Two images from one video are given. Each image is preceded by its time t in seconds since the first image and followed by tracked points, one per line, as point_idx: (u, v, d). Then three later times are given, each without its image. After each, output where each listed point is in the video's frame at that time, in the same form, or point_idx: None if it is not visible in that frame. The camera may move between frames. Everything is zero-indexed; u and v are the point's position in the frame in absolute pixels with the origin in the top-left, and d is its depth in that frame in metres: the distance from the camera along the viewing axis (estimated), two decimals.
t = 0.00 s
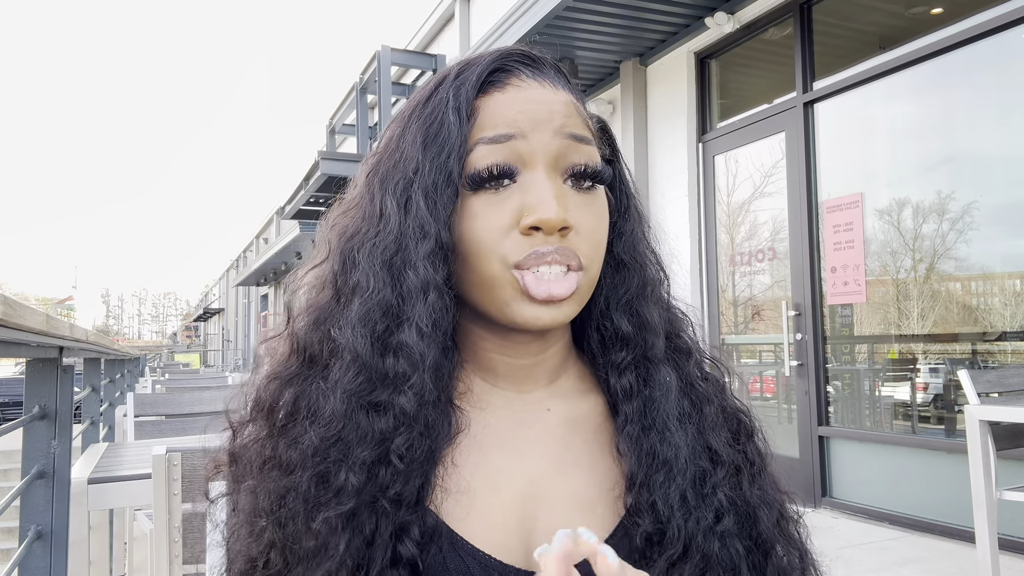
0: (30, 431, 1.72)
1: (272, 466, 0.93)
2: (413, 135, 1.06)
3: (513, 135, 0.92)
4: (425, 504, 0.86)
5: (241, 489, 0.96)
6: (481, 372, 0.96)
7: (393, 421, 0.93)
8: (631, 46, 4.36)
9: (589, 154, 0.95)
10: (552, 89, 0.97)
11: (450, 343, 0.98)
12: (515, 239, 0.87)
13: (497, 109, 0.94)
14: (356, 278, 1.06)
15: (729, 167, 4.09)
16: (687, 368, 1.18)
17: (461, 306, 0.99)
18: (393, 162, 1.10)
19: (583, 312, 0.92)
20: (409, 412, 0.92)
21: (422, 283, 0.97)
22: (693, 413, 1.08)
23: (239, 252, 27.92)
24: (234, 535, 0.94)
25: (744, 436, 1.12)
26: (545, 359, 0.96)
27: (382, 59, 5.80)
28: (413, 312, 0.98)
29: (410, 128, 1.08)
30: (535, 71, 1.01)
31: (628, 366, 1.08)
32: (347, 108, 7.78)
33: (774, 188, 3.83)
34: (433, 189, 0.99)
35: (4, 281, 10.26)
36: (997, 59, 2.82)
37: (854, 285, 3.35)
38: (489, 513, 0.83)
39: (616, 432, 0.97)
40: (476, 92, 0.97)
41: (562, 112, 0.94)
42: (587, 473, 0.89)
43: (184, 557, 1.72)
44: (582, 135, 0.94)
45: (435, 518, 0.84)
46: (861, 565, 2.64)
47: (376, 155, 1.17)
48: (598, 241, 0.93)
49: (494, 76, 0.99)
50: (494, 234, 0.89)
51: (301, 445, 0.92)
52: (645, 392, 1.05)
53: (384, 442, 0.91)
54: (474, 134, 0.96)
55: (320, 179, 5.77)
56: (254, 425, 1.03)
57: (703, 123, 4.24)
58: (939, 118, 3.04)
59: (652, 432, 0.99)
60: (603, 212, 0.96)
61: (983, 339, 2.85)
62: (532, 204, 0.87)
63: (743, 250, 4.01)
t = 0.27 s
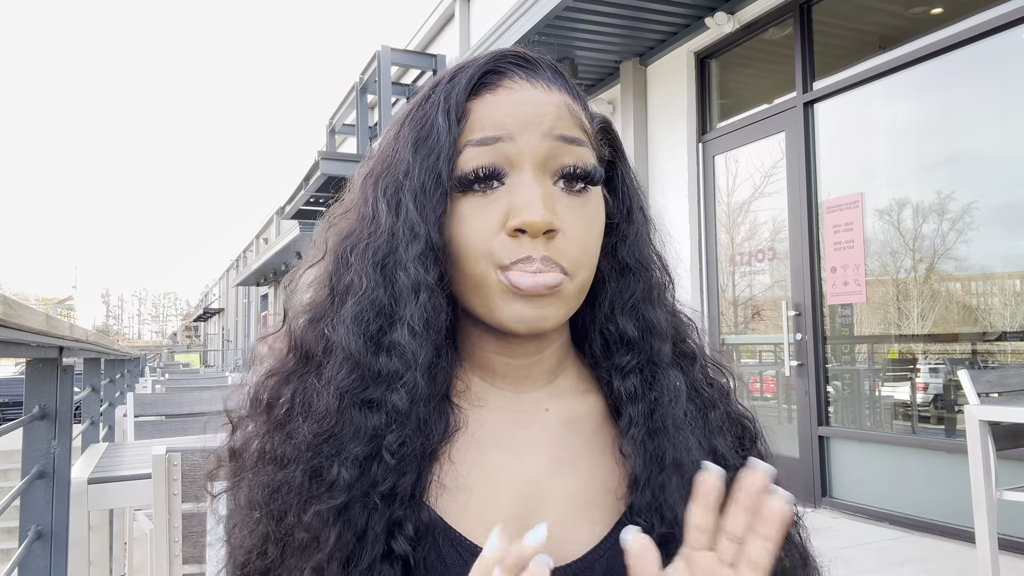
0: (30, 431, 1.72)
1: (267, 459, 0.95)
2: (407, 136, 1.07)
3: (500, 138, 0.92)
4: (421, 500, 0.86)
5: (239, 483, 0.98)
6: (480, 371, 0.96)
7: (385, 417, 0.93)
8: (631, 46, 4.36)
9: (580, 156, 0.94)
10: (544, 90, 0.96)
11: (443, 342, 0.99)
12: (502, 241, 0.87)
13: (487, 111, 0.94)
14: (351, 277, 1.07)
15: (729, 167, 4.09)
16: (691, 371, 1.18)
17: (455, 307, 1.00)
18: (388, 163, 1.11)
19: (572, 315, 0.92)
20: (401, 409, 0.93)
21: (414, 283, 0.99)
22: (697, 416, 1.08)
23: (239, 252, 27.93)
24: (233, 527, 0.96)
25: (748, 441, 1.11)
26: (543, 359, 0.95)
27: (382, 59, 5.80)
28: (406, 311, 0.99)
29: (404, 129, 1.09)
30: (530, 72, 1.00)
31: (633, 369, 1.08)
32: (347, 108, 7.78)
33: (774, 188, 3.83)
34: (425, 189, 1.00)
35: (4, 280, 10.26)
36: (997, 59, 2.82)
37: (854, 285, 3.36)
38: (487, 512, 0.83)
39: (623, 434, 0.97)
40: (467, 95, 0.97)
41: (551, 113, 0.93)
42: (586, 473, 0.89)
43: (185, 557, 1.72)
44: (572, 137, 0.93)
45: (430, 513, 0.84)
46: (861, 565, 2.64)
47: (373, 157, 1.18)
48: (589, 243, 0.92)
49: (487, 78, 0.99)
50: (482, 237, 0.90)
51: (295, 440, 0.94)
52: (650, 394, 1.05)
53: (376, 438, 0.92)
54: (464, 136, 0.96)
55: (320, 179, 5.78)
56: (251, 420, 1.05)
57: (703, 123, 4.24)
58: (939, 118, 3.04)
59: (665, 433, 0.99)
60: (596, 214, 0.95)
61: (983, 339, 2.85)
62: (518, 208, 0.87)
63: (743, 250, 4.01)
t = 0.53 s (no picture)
0: (30, 431, 1.72)
1: (269, 467, 0.94)
2: (406, 140, 1.06)
3: (502, 140, 0.92)
4: (424, 502, 0.86)
5: (240, 491, 0.97)
6: (482, 372, 0.96)
7: (386, 424, 0.93)
8: (631, 46, 4.36)
9: (581, 156, 0.94)
10: (544, 90, 0.96)
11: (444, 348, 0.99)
12: (507, 243, 0.87)
13: (486, 113, 0.94)
14: (352, 282, 1.07)
15: (729, 167, 4.09)
16: (694, 369, 1.18)
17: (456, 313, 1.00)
18: (388, 167, 1.11)
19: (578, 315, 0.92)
20: (402, 416, 0.92)
21: (415, 288, 0.99)
22: (702, 414, 1.08)
23: (239, 252, 27.99)
24: (236, 535, 0.95)
25: (751, 441, 1.12)
26: (546, 360, 0.95)
27: (382, 59, 5.81)
28: (408, 317, 0.99)
29: (404, 133, 1.08)
30: (529, 72, 1.00)
31: (637, 368, 1.09)
32: (347, 108, 7.79)
33: (774, 188, 3.83)
34: (425, 193, 1.00)
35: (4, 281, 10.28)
36: (997, 59, 2.82)
37: (854, 285, 3.35)
38: (490, 513, 0.83)
39: (631, 432, 0.98)
40: (466, 97, 0.97)
41: (552, 114, 0.93)
42: (587, 472, 0.89)
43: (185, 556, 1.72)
44: (573, 137, 0.94)
45: (433, 516, 0.84)
46: (861, 565, 2.64)
47: (373, 162, 1.18)
48: (593, 241, 0.92)
49: (486, 79, 0.99)
50: (485, 239, 0.90)
51: (296, 446, 0.93)
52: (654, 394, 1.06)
53: (377, 445, 0.92)
54: (465, 138, 0.96)
55: (320, 179, 5.78)
56: (252, 426, 1.04)
57: (703, 123, 4.24)
58: (939, 118, 3.04)
59: (667, 435, 1.01)
60: (599, 213, 0.95)
61: (983, 339, 2.85)
62: (523, 209, 0.87)
63: (743, 250, 4.01)
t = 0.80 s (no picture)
0: (30, 431, 1.72)
1: (271, 469, 0.94)
2: (401, 139, 1.06)
3: (494, 137, 0.92)
4: (425, 504, 0.86)
5: (240, 494, 0.97)
6: (480, 373, 0.96)
7: (389, 423, 0.93)
8: (631, 46, 4.36)
9: (575, 152, 0.94)
10: (536, 87, 0.96)
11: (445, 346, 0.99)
12: (500, 239, 0.88)
13: (479, 111, 0.95)
14: (350, 282, 1.06)
15: (729, 167, 4.08)
16: (694, 367, 1.18)
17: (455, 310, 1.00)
18: (383, 167, 1.11)
19: (574, 310, 0.92)
20: (406, 414, 0.93)
21: (414, 286, 0.98)
22: (703, 412, 1.08)
23: (239, 252, 28.00)
24: (236, 538, 0.95)
25: (751, 438, 1.12)
26: (543, 359, 0.95)
27: (382, 59, 5.80)
28: (407, 315, 0.99)
29: (398, 132, 1.08)
30: (520, 71, 1.00)
31: (637, 366, 1.09)
32: (347, 108, 7.79)
33: (774, 188, 3.83)
34: (420, 191, 1.00)
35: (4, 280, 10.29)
36: (998, 60, 2.81)
37: (855, 285, 3.35)
38: (489, 515, 0.83)
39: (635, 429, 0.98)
40: (459, 95, 0.97)
41: (545, 110, 0.93)
42: (587, 473, 0.89)
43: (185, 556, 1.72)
44: (566, 133, 0.94)
45: (434, 517, 0.84)
46: (861, 565, 2.64)
47: (367, 162, 1.18)
48: (589, 237, 0.92)
49: (478, 77, 0.99)
50: (479, 236, 0.90)
51: (298, 447, 0.93)
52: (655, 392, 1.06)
53: (381, 444, 0.92)
54: (458, 136, 0.96)
55: (320, 179, 5.78)
56: (250, 428, 1.03)
57: (703, 123, 4.24)
58: (939, 118, 3.04)
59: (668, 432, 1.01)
60: (594, 209, 0.95)
61: (983, 339, 2.85)
62: (516, 204, 0.87)
63: (743, 250, 4.01)
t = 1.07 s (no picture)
0: (31, 431, 1.72)
1: (265, 475, 0.95)
2: (399, 141, 1.06)
3: (495, 140, 0.92)
4: (424, 505, 0.86)
5: (235, 498, 0.98)
6: (477, 375, 0.96)
7: (382, 430, 0.94)
8: (631, 46, 4.36)
9: (575, 157, 0.94)
10: (538, 91, 0.96)
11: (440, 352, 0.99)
12: (499, 247, 0.88)
13: (479, 114, 0.94)
14: (346, 287, 1.07)
15: (729, 167, 4.08)
16: (694, 369, 1.18)
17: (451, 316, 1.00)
18: (381, 169, 1.11)
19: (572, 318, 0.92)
20: (399, 421, 0.94)
21: (409, 293, 0.99)
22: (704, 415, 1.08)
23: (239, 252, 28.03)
24: (233, 542, 0.96)
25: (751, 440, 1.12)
26: (541, 361, 0.95)
27: (382, 59, 5.81)
28: (402, 321, 0.99)
29: (396, 134, 1.08)
30: (522, 71, 1.00)
31: (637, 369, 1.09)
32: (347, 108, 7.79)
33: (774, 188, 3.83)
34: (418, 197, 1.01)
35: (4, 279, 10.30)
36: (998, 60, 2.81)
37: (854, 285, 3.35)
38: (488, 515, 0.83)
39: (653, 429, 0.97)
40: (459, 97, 0.97)
41: (545, 115, 0.93)
42: (584, 473, 0.89)
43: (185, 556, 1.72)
44: (567, 138, 0.93)
45: (433, 517, 0.85)
46: (861, 565, 2.64)
47: (365, 162, 1.17)
48: (587, 243, 0.92)
49: (478, 80, 0.99)
50: (479, 241, 0.90)
51: (292, 453, 0.94)
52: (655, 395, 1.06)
53: (374, 451, 0.92)
54: (457, 139, 0.96)
55: (320, 179, 5.78)
56: (247, 433, 1.05)
57: (703, 123, 4.24)
58: (939, 118, 3.04)
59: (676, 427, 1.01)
60: (594, 215, 0.95)
61: (983, 339, 2.85)
62: (516, 211, 0.87)
63: (743, 250, 4.01)
